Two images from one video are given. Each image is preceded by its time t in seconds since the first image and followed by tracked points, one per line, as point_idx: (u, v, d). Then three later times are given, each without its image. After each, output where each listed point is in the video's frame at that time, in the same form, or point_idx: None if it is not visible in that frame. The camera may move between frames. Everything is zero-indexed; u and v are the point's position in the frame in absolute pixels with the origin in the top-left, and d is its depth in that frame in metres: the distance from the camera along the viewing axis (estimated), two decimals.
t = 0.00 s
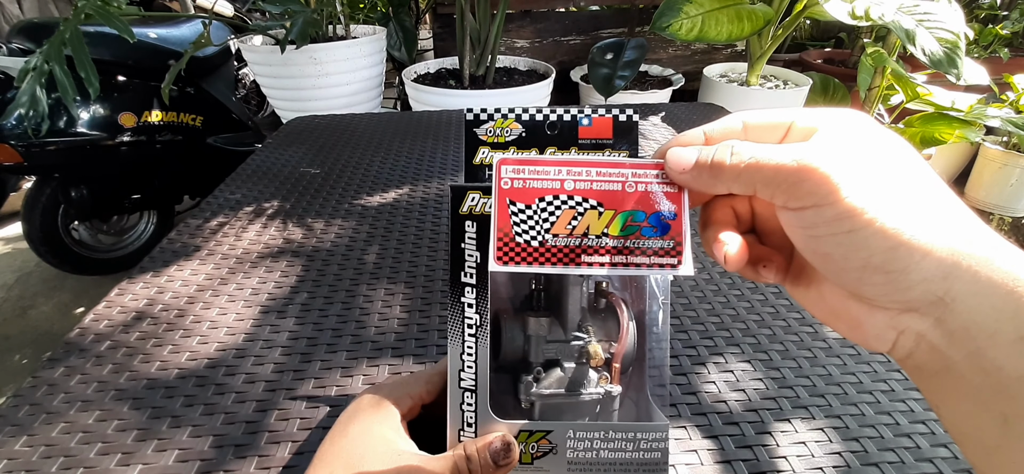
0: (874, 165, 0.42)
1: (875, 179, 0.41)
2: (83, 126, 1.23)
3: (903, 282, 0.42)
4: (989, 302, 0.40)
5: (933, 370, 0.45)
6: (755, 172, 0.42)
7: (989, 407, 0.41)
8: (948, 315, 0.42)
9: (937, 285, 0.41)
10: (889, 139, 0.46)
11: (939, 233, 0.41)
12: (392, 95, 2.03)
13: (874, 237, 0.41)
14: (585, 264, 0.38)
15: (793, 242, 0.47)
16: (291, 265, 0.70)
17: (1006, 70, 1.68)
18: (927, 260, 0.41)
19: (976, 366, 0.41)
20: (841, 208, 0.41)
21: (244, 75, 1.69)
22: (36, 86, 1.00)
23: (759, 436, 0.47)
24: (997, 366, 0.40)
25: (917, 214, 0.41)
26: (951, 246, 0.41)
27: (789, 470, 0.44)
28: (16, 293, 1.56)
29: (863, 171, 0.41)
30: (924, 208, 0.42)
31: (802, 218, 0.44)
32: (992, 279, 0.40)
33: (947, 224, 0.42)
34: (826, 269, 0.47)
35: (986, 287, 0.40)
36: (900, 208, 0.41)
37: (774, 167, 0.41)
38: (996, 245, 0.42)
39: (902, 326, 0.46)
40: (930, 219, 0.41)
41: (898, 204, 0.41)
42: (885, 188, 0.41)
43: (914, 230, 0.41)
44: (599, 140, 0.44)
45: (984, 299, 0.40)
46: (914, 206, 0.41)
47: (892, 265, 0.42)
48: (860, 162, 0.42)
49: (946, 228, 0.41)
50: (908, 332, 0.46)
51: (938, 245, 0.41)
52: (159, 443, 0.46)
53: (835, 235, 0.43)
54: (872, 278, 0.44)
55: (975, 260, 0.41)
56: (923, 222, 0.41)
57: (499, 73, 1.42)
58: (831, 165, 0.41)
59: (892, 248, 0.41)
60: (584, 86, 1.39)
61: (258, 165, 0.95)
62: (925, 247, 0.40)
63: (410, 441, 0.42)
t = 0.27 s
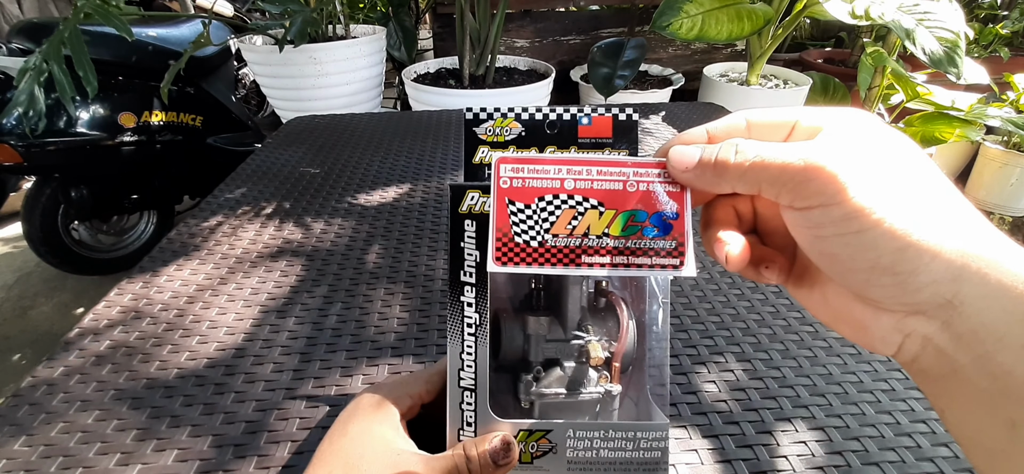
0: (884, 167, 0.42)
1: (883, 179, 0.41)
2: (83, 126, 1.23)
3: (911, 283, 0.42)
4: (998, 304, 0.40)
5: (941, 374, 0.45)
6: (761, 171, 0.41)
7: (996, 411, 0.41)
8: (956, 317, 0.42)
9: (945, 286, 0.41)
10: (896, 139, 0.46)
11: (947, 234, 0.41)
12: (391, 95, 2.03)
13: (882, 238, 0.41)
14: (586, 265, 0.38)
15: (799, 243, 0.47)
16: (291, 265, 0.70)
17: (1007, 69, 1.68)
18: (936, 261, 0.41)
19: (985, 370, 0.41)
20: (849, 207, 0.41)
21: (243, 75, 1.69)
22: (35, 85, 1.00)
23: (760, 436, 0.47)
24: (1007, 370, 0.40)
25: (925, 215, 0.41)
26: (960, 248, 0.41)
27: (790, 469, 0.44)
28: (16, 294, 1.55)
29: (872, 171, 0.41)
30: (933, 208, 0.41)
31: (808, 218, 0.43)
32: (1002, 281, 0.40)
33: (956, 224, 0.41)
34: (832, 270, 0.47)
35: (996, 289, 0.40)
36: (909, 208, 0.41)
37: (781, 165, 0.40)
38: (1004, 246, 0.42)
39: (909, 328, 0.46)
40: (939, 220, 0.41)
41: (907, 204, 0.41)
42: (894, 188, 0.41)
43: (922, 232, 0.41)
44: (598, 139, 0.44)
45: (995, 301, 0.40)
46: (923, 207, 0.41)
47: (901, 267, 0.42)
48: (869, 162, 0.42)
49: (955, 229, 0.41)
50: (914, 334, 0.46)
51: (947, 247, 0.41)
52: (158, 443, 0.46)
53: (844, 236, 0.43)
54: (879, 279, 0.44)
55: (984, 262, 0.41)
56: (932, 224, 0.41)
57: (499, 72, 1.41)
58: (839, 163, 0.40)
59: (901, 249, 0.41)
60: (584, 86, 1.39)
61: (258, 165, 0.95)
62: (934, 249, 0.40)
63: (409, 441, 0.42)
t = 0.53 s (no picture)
0: (905, 174, 0.41)
1: (903, 185, 0.40)
2: (83, 126, 1.23)
3: (932, 294, 0.42)
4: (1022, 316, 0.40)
5: (961, 388, 0.45)
6: (776, 176, 0.40)
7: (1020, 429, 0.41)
8: (977, 330, 0.42)
9: (967, 296, 0.41)
10: (913, 140, 0.45)
11: (969, 243, 0.40)
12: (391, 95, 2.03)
13: (903, 246, 0.40)
14: (589, 273, 0.38)
15: (815, 250, 0.47)
16: (291, 264, 0.70)
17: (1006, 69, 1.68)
18: (959, 272, 0.40)
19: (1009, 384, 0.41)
20: (869, 214, 0.40)
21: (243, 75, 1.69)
22: (36, 86, 1.00)
23: (760, 435, 0.47)
24: None
25: (947, 223, 0.40)
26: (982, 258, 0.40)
27: (790, 468, 0.44)
28: (16, 294, 1.55)
29: (892, 178, 0.40)
30: (955, 216, 0.41)
31: (825, 223, 0.43)
32: None
33: (978, 232, 0.41)
34: (848, 279, 0.46)
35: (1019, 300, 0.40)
36: (931, 216, 0.40)
37: (796, 169, 0.40)
38: None
39: (927, 341, 0.45)
40: (961, 227, 0.41)
41: (929, 212, 0.40)
42: (916, 196, 0.41)
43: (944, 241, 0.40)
44: (598, 139, 0.44)
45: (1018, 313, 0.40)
46: (945, 215, 0.41)
47: (922, 277, 0.41)
48: (890, 168, 0.41)
49: (978, 238, 0.41)
50: (933, 347, 0.45)
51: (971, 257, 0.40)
52: (159, 442, 0.46)
53: (863, 243, 0.42)
54: (899, 289, 0.43)
55: (1008, 273, 0.40)
56: (954, 231, 0.40)
57: (499, 72, 1.41)
58: (858, 168, 0.40)
59: (923, 258, 0.40)
60: (584, 86, 1.39)
61: (258, 164, 0.95)
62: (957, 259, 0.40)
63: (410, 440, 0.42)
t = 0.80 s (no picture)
0: (912, 171, 0.41)
1: (911, 182, 0.40)
2: (83, 126, 1.23)
3: (939, 293, 0.42)
4: None
5: (969, 388, 0.45)
6: (782, 175, 0.40)
7: None
8: (983, 329, 0.42)
9: (975, 295, 0.41)
10: (919, 136, 0.45)
11: (978, 240, 0.40)
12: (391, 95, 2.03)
13: (910, 244, 0.40)
14: (592, 271, 0.38)
15: (820, 248, 0.47)
16: (291, 264, 0.70)
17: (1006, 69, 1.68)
18: (966, 270, 0.40)
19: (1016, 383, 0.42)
20: (876, 211, 0.40)
21: (244, 75, 1.69)
22: (37, 86, 1.00)
23: (760, 433, 0.47)
24: None
25: (956, 220, 0.40)
26: (990, 256, 0.40)
27: (790, 466, 0.44)
28: (16, 294, 1.56)
29: (900, 175, 0.40)
30: (963, 214, 0.41)
31: (831, 221, 0.43)
32: None
33: (986, 228, 0.41)
34: (854, 277, 0.46)
35: None
36: (938, 214, 0.40)
37: (801, 166, 0.40)
38: None
39: (932, 340, 0.46)
40: (970, 224, 0.41)
41: (937, 208, 0.40)
42: (924, 194, 0.41)
43: (952, 238, 0.40)
44: (598, 138, 0.44)
45: None
46: (954, 212, 0.41)
47: (928, 275, 0.41)
48: (897, 164, 0.41)
49: (986, 235, 0.41)
50: (938, 346, 0.45)
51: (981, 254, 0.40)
52: (160, 441, 0.46)
53: (869, 241, 0.42)
54: (906, 288, 0.44)
55: (1016, 270, 0.41)
56: (963, 228, 0.40)
57: (499, 72, 1.42)
58: (864, 164, 0.40)
59: (930, 256, 0.40)
60: (584, 85, 1.39)
61: (258, 164, 0.95)
62: (965, 256, 0.40)
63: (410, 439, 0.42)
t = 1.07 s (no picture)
0: (909, 170, 0.41)
1: (907, 182, 0.40)
2: (83, 126, 1.23)
3: (936, 292, 0.42)
4: None
5: (962, 386, 0.45)
6: (778, 174, 0.41)
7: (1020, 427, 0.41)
8: (979, 329, 0.42)
9: (971, 294, 0.41)
10: (917, 136, 0.45)
11: (975, 239, 0.40)
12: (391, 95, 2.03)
13: (906, 243, 0.40)
14: (590, 271, 0.38)
15: (818, 247, 0.47)
16: (291, 264, 0.70)
17: (1006, 68, 1.68)
18: (963, 269, 0.40)
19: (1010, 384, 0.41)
20: (873, 210, 0.40)
21: (243, 75, 1.70)
22: (36, 86, 1.00)
23: (758, 431, 0.48)
24: None
25: (952, 219, 0.40)
26: (987, 255, 0.40)
27: (788, 465, 0.45)
28: (17, 294, 1.56)
29: (896, 174, 0.40)
30: (960, 213, 0.41)
31: (827, 219, 0.43)
32: None
33: (983, 227, 0.41)
34: (851, 276, 0.47)
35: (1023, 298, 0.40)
36: (935, 213, 0.40)
37: (798, 164, 0.40)
38: None
39: (929, 339, 0.46)
40: (967, 223, 0.41)
41: (933, 207, 0.40)
42: (920, 193, 0.41)
43: (949, 237, 0.40)
44: (596, 137, 0.45)
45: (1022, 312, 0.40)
46: (950, 211, 0.41)
47: (926, 274, 0.41)
48: (893, 163, 0.41)
49: (983, 234, 0.41)
50: (934, 345, 0.45)
51: (977, 253, 0.40)
52: (160, 440, 0.47)
53: (865, 240, 0.42)
54: (903, 287, 0.44)
55: (1013, 270, 0.40)
56: (960, 227, 0.40)
57: (499, 72, 1.42)
58: (860, 162, 0.40)
59: (927, 256, 0.40)
60: (584, 85, 1.39)
61: (258, 164, 0.96)
62: (961, 255, 0.40)
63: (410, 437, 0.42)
